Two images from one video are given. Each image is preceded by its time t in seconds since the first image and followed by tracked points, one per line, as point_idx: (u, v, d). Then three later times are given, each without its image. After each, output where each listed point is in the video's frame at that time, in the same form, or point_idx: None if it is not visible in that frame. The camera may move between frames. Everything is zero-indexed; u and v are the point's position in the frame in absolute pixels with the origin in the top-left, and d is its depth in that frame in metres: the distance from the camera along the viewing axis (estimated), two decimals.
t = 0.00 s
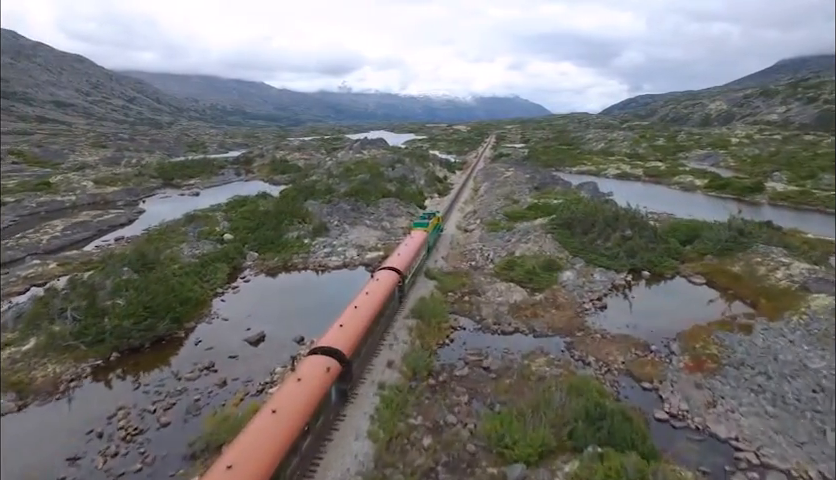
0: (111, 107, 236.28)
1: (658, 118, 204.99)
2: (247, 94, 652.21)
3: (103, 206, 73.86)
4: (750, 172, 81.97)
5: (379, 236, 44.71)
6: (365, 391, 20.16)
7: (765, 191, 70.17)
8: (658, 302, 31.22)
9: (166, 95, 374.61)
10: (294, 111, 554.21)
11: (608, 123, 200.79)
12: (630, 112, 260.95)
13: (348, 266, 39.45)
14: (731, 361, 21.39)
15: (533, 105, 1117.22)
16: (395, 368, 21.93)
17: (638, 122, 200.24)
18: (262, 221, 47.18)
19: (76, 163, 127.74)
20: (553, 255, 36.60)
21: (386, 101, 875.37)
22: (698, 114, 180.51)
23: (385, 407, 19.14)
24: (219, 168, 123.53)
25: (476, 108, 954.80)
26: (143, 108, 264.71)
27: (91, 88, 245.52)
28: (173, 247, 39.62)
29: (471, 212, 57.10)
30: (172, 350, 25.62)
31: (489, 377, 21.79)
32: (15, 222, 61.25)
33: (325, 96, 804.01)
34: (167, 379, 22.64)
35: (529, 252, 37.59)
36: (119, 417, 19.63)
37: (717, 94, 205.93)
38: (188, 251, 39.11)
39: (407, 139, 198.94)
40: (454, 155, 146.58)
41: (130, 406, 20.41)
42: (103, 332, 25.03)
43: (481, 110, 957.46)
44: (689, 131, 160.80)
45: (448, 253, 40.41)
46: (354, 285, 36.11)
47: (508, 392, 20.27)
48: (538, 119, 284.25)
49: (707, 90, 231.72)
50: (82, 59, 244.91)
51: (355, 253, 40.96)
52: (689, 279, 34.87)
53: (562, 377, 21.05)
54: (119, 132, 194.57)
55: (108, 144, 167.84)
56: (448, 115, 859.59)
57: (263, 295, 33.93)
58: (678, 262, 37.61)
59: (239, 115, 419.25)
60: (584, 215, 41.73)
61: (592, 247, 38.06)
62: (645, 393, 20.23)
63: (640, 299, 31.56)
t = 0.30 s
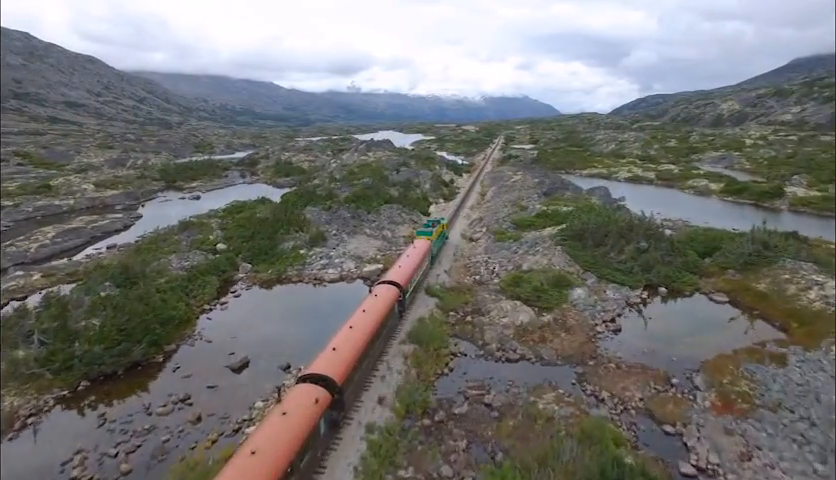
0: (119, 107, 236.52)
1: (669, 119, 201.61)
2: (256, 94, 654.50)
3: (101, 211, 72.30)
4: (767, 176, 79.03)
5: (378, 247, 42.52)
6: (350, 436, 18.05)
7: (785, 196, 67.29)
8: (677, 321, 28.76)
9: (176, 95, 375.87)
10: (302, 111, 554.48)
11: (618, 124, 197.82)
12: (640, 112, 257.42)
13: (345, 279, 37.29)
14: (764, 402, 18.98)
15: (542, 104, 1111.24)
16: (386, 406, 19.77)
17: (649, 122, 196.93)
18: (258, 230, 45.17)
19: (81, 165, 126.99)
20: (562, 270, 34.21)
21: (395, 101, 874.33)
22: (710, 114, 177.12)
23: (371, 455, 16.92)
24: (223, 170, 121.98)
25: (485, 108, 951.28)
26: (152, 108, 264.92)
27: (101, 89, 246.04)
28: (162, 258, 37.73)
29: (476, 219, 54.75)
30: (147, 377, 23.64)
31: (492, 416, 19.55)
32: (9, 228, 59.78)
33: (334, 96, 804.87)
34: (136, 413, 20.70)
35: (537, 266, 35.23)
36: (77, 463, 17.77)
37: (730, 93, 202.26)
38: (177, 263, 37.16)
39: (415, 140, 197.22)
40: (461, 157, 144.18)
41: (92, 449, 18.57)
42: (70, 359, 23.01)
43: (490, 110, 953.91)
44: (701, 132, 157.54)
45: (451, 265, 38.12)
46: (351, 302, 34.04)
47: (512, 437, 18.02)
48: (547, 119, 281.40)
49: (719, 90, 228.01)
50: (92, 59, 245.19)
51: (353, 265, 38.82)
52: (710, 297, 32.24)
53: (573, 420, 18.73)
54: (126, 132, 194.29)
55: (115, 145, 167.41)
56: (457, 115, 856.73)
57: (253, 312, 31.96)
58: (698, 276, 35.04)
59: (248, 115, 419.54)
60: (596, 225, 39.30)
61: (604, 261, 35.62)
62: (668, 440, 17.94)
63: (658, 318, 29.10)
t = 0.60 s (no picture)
0: (125, 107, 235.78)
1: (678, 119, 198.19)
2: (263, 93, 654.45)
3: (95, 217, 70.13)
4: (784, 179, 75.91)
5: (375, 260, 40.05)
6: None
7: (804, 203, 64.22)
8: (698, 348, 26.02)
9: (182, 94, 375.85)
10: (308, 110, 553.89)
11: (627, 124, 194.64)
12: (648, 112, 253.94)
13: (337, 297, 34.84)
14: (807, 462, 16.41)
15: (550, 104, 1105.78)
16: (369, 461, 17.43)
17: (658, 123, 193.56)
18: (248, 241, 42.79)
19: (82, 166, 125.46)
20: (571, 290, 31.53)
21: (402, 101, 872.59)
22: (720, 115, 173.74)
23: None
24: (224, 173, 119.81)
25: (492, 108, 947.71)
26: (157, 108, 264.13)
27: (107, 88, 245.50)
28: (143, 273, 35.36)
29: (480, 228, 52.21)
30: (109, 416, 21.36)
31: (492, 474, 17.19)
32: None
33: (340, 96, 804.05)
34: (89, 464, 18.54)
35: (543, 285, 32.57)
36: None
37: (740, 93, 198.74)
38: (158, 278, 34.80)
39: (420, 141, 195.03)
40: (467, 159, 141.27)
41: None
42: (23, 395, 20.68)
43: (497, 110, 950.05)
44: (711, 133, 154.34)
45: (451, 280, 35.50)
46: (344, 324, 31.41)
47: None
48: (554, 119, 278.31)
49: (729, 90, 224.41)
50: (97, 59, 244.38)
51: (346, 280, 36.39)
52: (733, 320, 29.48)
53: None
54: (131, 133, 193.29)
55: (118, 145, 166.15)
56: (463, 115, 854.01)
57: (236, 335, 29.51)
58: (719, 296, 32.26)
59: (254, 114, 419.03)
60: (608, 238, 36.60)
61: (617, 278, 32.87)
62: None
63: (677, 346, 26.35)
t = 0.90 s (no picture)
0: (128, 107, 235.23)
1: (685, 119, 195.53)
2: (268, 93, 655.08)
3: (87, 222, 68.27)
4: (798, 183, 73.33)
5: (370, 273, 37.90)
6: None
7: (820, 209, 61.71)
8: (717, 379, 23.81)
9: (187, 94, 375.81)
10: (313, 110, 553.11)
11: (633, 124, 192.08)
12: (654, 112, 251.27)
13: (328, 315, 32.76)
14: None
15: (555, 104, 1101.64)
16: None
17: (665, 123, 190.98)
18: (238, 252, 40.75)
19: (82, 167, 124.09)
20: (577, 310, 29.27)
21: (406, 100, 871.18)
22: (728, 115, 171.03)
23: None
24: (223, 175, 117.94)
25: (496, 108, 945.09)
26: (162, 108, 263.50)
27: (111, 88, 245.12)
28: (123, 287, 33.37)
29: (481, 237, 49.97)
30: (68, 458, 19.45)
31: None
32: None
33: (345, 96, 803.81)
34: None
35: (547, 305, 30.34)
36: None
37: (748, 93, 195.95)
38: (139, 294, 32.81)
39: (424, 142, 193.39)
40: (471, 161, 139.05)
41: None
42: None
43: (502, 110, 947.51)
44: (719, 134, 151.80)
45: (450, 297, 33.28)
46: (335, 346, 29.08)
47: None
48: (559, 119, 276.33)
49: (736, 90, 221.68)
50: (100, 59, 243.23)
51: (338, 297, 34.25)
52: (755, 344, 27.10)
53: None
54: (133, 133, 192.30)
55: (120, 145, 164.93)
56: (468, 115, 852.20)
57: (217, 359, 27.31)
58: (738, 316, 29.89)
59: (258, 114, 418.51)
60: (617, 251, 34.28)
61: (627, 297, 30.57)
62: None
63: (694, 375, 24.13)
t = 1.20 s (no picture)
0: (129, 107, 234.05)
1: (691, 120, 192.90)
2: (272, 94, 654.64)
3: (78, 230, 66.35)
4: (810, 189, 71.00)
5: (363, 289, 35.84)
6: None
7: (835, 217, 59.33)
8: (735, 413, 21.91)
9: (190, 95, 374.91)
10: (316, 111, 551.89)
11: (638, 126, 189.52)
12: (659, 113, 248.45)
13: (317, 336, 30.76)
14: None
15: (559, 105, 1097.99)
16: None
17: (670, 125, 188.34)
18: (225, 265, 38.79)
19: (80, 169, 122.50)
20: (583, 335, 27.11)
21: (410, 101, 869.49)
22: (734, 116, 168.49)
23: None
24: (222, 179, 116.07)
25: (500, 109, 942.39)
26: (165, 108, 262.22)
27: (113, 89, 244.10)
28: (99, 305, 31.37)
29: (482, 248, 47.86)
30: None
31: None
32: None
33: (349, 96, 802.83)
34: None
35: (551, 327, 28.27)
36: None
37: (754, 94, 193.14)
38: (116, 312, 30.82)
39: (426, 143, 191.46)
40: (474, 164, 137.03)
41: None
42: None
43: (506, 111, 944.66)
44: (726, 136, 149.23)
45: (447, 317, 31.17)
46: (322, 374, 26.94)
47: None
48: (562, 120, 273.95)
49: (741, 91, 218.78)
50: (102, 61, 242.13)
51: (329, 316, 32.25)
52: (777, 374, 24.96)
53: None
54: (134, 134, 190.85)
55: (119, 146, 163.43)
56: (471, 116, 849.88)
57: (194, 387, 25.30)
58: (757, 341, 27.72)
59: (261, 115, 417.25)
60: (625, 267, 32.14)
61: (637, 320, 28.38)
62: None
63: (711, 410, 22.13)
